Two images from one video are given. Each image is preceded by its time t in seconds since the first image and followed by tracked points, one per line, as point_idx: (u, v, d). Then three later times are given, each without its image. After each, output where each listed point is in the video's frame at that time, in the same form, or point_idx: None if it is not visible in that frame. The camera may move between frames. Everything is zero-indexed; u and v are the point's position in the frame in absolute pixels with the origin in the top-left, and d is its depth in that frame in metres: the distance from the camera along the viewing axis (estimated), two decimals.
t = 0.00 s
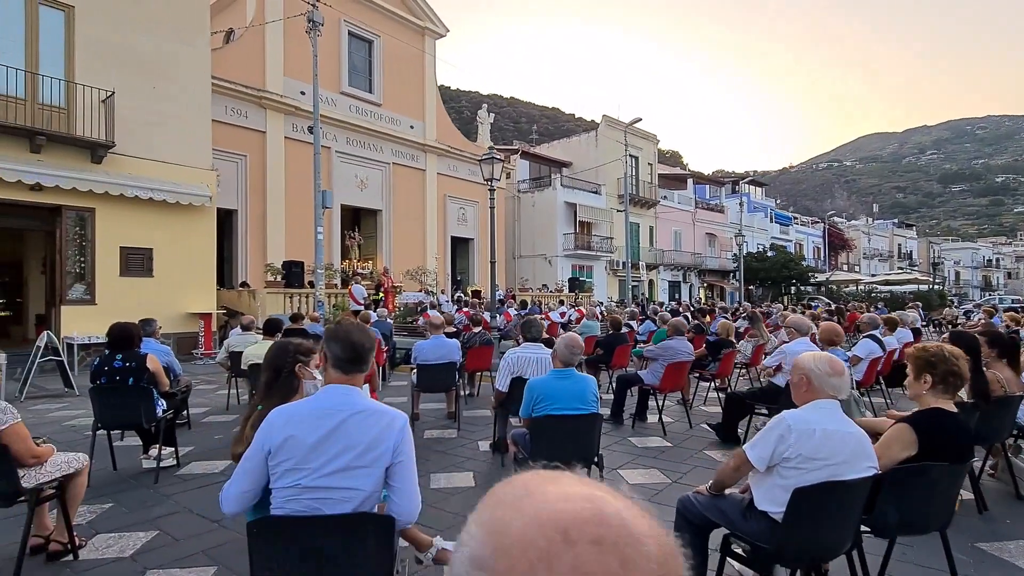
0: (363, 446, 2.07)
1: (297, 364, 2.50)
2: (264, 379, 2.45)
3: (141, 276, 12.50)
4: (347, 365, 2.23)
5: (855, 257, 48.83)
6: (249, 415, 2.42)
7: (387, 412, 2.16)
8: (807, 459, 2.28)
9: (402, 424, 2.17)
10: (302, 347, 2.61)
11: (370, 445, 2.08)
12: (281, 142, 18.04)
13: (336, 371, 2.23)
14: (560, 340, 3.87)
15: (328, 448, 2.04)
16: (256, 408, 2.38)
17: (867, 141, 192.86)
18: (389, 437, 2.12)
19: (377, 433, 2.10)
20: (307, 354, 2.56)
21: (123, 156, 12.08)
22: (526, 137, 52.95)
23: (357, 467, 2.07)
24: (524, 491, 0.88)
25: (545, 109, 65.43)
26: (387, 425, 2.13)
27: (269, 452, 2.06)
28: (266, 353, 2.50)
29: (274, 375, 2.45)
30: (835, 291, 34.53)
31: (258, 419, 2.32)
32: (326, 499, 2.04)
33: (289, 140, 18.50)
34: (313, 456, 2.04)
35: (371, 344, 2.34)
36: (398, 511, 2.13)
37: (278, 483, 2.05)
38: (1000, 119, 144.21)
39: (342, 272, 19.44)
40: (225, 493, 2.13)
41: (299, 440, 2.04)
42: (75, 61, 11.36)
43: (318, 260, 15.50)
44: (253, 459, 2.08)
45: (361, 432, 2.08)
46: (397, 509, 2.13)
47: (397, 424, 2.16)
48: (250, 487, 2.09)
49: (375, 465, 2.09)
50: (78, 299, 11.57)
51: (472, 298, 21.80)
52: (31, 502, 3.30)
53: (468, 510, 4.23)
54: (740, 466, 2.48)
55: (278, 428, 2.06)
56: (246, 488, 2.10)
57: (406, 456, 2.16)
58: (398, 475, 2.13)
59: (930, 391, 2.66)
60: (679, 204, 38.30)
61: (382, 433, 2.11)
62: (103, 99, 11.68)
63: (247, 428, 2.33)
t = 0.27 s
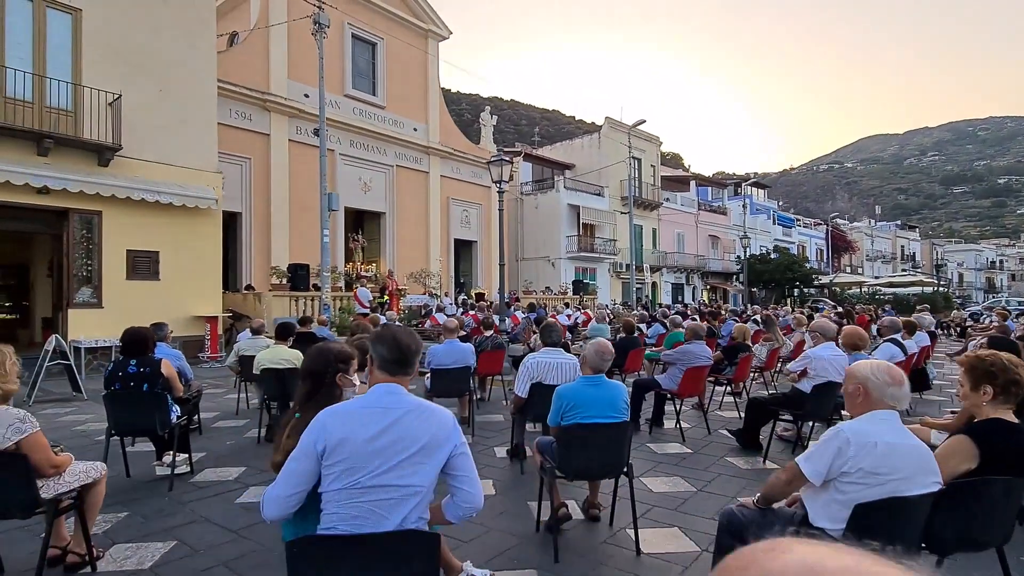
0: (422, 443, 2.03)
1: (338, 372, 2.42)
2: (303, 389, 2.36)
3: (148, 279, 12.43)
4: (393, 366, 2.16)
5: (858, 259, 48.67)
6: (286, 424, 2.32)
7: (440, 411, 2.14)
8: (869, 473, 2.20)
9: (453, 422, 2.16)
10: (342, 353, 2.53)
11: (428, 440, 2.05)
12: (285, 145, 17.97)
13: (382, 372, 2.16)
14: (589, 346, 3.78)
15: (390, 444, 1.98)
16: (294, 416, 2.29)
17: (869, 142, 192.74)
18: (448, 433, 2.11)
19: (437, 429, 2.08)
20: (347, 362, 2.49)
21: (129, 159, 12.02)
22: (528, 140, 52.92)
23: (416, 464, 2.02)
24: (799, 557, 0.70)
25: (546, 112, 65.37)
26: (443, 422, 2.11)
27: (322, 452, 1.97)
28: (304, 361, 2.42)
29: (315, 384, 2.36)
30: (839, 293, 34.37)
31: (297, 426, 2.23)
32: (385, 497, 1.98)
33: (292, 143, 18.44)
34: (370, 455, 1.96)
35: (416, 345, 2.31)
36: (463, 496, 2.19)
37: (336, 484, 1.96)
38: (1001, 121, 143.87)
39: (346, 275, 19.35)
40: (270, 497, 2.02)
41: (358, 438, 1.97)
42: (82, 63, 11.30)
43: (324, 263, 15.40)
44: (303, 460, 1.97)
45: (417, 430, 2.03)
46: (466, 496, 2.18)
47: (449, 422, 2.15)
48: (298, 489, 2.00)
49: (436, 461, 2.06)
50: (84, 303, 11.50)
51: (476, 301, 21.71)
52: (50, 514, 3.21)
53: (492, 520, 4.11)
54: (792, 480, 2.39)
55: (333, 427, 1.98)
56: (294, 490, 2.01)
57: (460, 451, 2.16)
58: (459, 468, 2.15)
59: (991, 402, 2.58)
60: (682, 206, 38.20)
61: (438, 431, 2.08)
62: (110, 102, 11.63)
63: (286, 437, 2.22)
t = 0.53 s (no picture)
0: (445, 466, 1.82)
1: (370, 380, 2.35)
2: (334, 395, 2.28)
3: (154, 278, 12.37)
4: (420, 375, 2.00)
5: (861, 258, 48.46)
6: (317, 430, 2.23)
7: (470, 427, 1.92)
8: (926, 480, 2.11)
9: (484, 439, 1.93)
10: (375, 360, 2.46)
11: (453, 462, 1.84)
12: (289, 143, 17.88)
13: (409, 383, 2.01)
14: (616, 348, 3.69)
15: (411, 464, 1.79)
16: (324, 422, 2.20)
17: (871, 142, 192.10)
18: (477, 453, 1.89)
19: (464, 447, 1.86)
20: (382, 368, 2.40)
21: (135, 157, 11.93)
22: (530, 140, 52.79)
23: (439, 488, 1.82)
24: None
25: (547, 111, 65.21)
26: (469, 444, 1.88)
27: (343, 465, 1.82)
28: (336, 366, 2.35)
29: (347, 389, 2.30)
30: (843, 293, 34.19)
31: (327, 433, 2.13)
32: (408, 518, 1.80)
33: (296, 141, 18.34)
34: (392, 472, 1.79)
35: (446, 351, 2.12)
36: (490, 528, 1.95)
37: (354, 501, 1.81)
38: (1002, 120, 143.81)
39: (350, 274, 19.28)
40: (292, 510, 1.89)
41: (377, 454, 1.79)
42: (87, 61, 11.21)
43: (330, 262, 15.32)
44: (325, 471, 1.84)
45: (445, 447, 1.83)
46: (494, 526, 1.95)
47: (479, 440, 1.93)
48: (319, 504, 1.87)
49: (463, 483, 1.85)
50: (89, 302, 11.41)
51: (480, 300, 21.62)
52: (65, 519, 3.12)
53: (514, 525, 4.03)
54: (839, 488, 2.32)
55: (354, 440, 1.82)
56: (317, 504, 1.88)
57: (489, 476, 1.92)
58: (487, 493, 1.92)
59: None
60: (685, 205, 38.05)
61: (465, 451, 1.86)
62: (116, 100, 11.55)
63: (316, 444, 2.12)
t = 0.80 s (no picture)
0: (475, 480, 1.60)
1: (395, 378, 2.24)
2: (356, 393, 2.21)
3: (160, 271, 12.30)
4: (444, 379, 1.76)
5: (866, 261, 48.25)
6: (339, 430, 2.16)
7: (503, 433, 1.69)
8: (983, 490, 2.01)
9: (519, 446, 1.69)
10: (400, 358, 2.36)
11: (484, 476, 1.61)
12: (295, 137, 17.80)
13: (433, 387, 1.78)
14: (642, 346, 3.62)
15: (441, 478, 1.58)
16: (346, 421, 2.13)
17: (876, 145, 191.17)
18: (511, 463, 1.65)
19: (498, 457, 1.63)
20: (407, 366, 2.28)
21: (142, 148, 11.85)
22: (536, 138, 52.67)
23: (473, 505, 1.60)
24: None
25: (552, 109, 65.02)
26: (498, 455, 1.63)
27: (368, 481, 1.61)
28: (359, 362, 2.28)
29: (369, 387, 2.20)
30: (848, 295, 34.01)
31: (350, 434, 2.05)
32: (441, 538, 1.59)
33: (303, 136, 18.25)
34: (420, 487, 1.58)
35: (471, 350, 1.85)
36: (523, 547, 1.71)
37: (382, 520, 1.60)
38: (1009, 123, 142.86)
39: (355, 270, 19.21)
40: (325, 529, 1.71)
41: (404, 468, 1.58)
42: (96, 50, 11.14)
43: (336, 257, 15.23)
44: (350, 487, 1.63)
45: (477, 457, 1.61)
46: (530, 545, 1.71)
47: (514, 448, 1.68)
48: (348, 522, 1.66)
49: (499, 499, 1.63)
50: (94, 294, 11.36)
51: (484, 298, 21.54)
52: (74, 516, 3.04)
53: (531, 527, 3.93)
54: (885, 497, 2.21)
55: (378, 452, 1.61)
56: (345, 521, 1.68)
57: (523, 489, 1.68)
58: (525, 507, 1.69)
59: None
60: (691, 206, 37.88)
61: (499, 462, 1.63)
62: (124, 90, 11.48)
63: (337, 444, 2.04)
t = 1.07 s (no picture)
0: (517, 503, 1.43)
1: (424, 382, 2.10)
2: (384, 397, 2.09)
3: (163, 268, 12.20)
4: (475, 388, 1.58)
5: (870, 262, 48.06)
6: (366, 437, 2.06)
7: (545, 448, 1.52)
8: None
9: (562, 462, 1.53)
10: (431, 359, 2.21)
11: (526, 499, 1.45)
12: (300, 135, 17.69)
13: (462, 396, 1.60)
14: (667, 347, 3.50)
15: (478, 501, 1.42)
16: (374, 428, 2.01)
17: (879, 146, 190.82)
18: (554, 483, 1.49)
19: (540, 477, 1.46)
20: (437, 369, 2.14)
21: (146, 144, 11.75)
22: (539, 137, 52.48)
23: (514, 530, 1.44)
24: None
25: (554, 108, 64.83)
26: (541, 472, 1.46)
27: (399, 501, 1.46)
28: (386, 364, 2.13)
29: (398, 391, 2.07)
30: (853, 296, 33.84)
31: (378, 443, 1.95)
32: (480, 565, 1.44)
33: (307, 133, 18.14)
34: (457, 510, 1.42)
35: (502, 354, 1.67)
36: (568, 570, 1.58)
37: (414, 545, 1.45)
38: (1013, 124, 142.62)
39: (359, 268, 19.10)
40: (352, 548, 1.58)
41: (437, 489, 1.42)
42: (100, 45, 11.04)
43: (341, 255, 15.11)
44: (378, 508, 1.48)
45: (518, 477, 1.44)
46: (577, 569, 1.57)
47: (556, 464, 1.52)
48: (379, 545, 1.51)
49: (541, 522, 1.47)
50: (97, 291, 11.25)
51: (487, 297, 21.43)
52: (80, 521, 2.91)
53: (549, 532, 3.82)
54: (939, 510, 2.08)
55: (408, 471, 1.45)
56: (374, 543, 1.53)
57: (568, 510, 1.52)
58: (569, 530, 1.53)
59: None
60: (694, 206, 37.70)
61: (542, 482, 1.46)
62: (128, 86, 11.37)
63: (364, 454, 1.95)
